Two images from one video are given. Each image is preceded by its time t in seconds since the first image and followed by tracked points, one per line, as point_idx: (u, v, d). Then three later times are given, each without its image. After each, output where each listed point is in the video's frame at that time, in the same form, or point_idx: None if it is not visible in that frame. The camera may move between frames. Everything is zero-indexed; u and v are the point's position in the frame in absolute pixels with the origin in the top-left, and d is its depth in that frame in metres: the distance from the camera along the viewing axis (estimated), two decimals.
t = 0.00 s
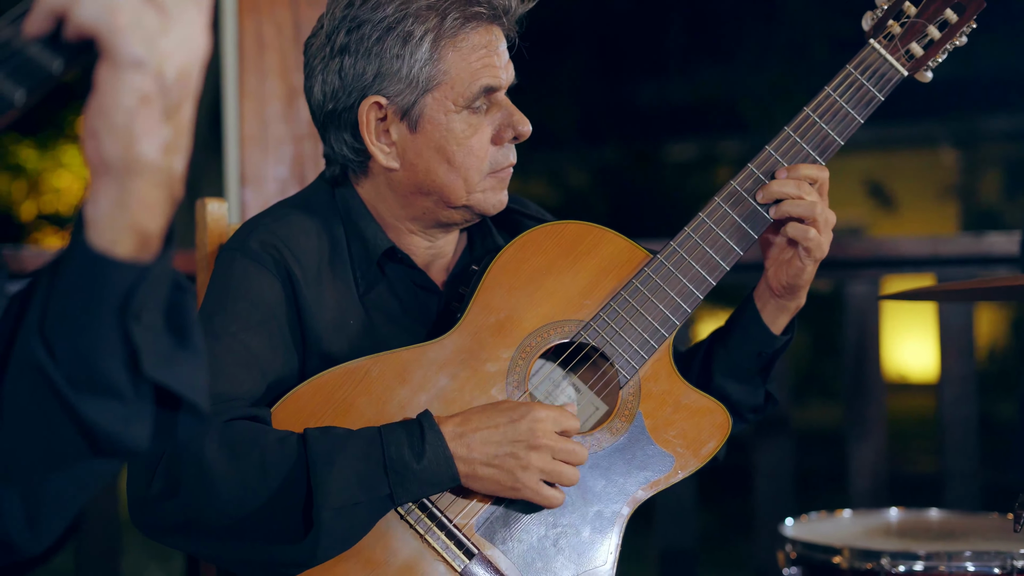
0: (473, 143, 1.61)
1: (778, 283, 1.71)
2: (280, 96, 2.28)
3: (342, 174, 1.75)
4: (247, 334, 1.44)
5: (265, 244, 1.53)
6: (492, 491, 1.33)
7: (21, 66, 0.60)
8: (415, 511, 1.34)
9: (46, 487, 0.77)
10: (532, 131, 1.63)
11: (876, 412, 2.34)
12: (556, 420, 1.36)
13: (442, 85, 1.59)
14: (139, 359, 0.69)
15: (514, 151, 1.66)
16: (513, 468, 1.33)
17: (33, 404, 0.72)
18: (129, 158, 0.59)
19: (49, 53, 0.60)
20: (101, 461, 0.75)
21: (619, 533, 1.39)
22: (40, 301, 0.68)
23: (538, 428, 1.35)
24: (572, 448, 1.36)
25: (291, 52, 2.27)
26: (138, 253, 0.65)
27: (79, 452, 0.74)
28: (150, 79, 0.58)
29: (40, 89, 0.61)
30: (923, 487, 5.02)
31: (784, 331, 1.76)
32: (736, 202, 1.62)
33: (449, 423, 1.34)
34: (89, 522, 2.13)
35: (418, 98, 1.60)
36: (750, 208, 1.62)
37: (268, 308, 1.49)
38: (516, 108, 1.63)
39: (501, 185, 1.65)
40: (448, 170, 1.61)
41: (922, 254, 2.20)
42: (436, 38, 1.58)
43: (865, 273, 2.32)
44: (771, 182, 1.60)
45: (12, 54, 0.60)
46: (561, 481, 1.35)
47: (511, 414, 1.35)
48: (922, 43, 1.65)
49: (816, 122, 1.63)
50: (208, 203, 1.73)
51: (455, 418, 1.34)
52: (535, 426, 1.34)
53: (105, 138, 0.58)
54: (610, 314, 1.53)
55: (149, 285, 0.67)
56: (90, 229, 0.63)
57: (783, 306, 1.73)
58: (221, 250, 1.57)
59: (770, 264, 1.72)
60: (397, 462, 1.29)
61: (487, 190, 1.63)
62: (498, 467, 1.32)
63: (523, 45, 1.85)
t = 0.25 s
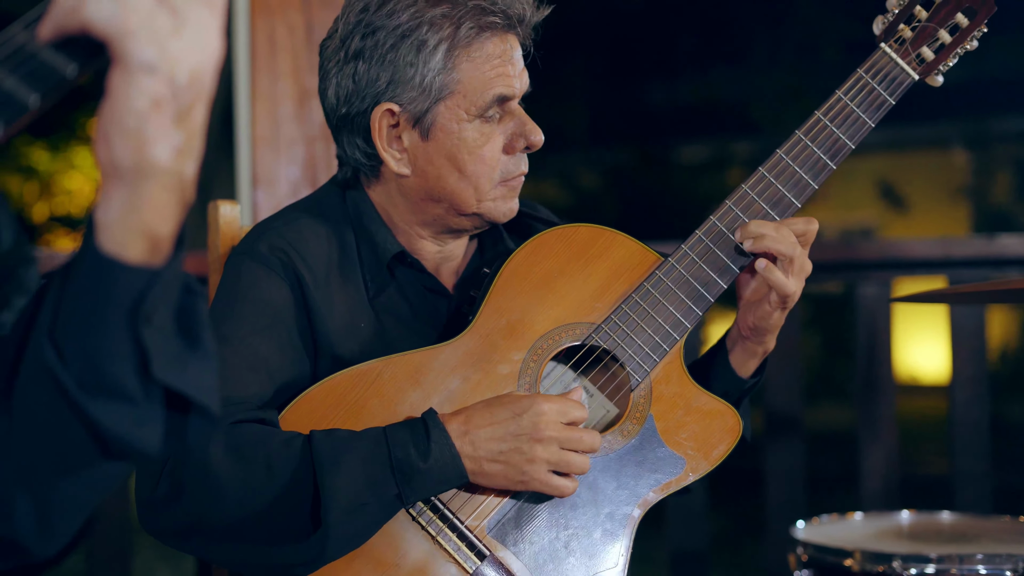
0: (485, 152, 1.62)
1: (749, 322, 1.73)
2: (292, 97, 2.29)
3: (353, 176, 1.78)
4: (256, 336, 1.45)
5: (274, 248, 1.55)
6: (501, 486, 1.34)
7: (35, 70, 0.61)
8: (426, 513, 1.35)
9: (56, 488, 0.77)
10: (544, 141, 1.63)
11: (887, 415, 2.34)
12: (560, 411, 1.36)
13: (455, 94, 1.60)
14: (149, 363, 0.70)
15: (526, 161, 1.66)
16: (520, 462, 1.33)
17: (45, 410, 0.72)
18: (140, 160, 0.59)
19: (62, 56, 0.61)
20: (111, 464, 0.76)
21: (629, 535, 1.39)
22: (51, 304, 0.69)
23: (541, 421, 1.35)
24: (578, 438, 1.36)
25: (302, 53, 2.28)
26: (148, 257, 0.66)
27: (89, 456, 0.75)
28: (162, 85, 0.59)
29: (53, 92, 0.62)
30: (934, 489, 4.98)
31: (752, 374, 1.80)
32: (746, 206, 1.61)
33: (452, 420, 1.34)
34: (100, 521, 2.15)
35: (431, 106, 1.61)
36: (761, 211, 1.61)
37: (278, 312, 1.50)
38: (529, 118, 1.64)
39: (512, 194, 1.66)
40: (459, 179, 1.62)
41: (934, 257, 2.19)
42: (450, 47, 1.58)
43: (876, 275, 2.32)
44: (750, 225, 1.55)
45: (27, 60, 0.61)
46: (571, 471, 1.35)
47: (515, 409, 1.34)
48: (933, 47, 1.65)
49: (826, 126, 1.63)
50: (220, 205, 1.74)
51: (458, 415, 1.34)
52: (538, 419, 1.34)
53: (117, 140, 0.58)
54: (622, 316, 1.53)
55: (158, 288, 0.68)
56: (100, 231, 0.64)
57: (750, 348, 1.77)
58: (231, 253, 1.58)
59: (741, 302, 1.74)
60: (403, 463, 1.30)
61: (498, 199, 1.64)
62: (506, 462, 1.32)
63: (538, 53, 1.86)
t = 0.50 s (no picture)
0: (503, 156, 1.62)
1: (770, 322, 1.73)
2: (303, 101, 2.30)
3: (367, 180, 1.78)
4: (265, 342, 1.47)
5: (284, 253, 1.56)
6: (496, 497, 1.34)
7: (48, 78, 0.62)
8: (435, 517, 1.35)
9: (68, 496, 0.78)
10: (561, 147, 1.63)
11: (897, 419, 2.33)
12: (557, 424, 1.36)
13: (474, 99, 1.61)
14: (163, 370, 0.73)
15: (541, 166, 1.66)
16: (514, 473, 1.32)
17: (57, 415, 0.74)
18: (154, 168, 0.60)
19: (74, 64, 0.62)
20: (125, 470, 0.78)
21: (638, 539, 1.39)
22: (65, 310, 0.71)
23: (537, 433, 1.34)
24: (575, 452, 1.35)
25: (313, 58, 2.30)
26: (163, 265, 0.68)
27: (101, 460, 0.77)
28: (172, 91, 0.59)
29: (66, 101, 0.62)
30: (944, 493, 4.95)
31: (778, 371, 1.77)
32: (756, 207, 1.61)
33: (448, 431, 1.34)
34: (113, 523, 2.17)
35: (450, 111, 1.61)
36: (770, 213, 1.61)
37: (287, 316, 1.52)
38: (546, 124, 1.64)
39: (526, 200, 1.66)
40: (475, 183, 1.62)
41: (944, 261, 2.18)
42: (472, 52, 1.59)
43: (886, 279, 2.31)
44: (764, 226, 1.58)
45: (42, 69, 0.62)
46: (566, 486, 1.35)
47: (510, 420, 1.34)
48: (944, 47, 1.64)
49: (837, 127, 1.63)
50: (231, 210, 1.75)
51: (454, 426, 1.35)
52: (533, 431, 1.34)
53: (127, 146, 0.59)
54: (631, 320, 1.53)
55: (172, 296, 0.70)
56: (115, 241, 0.66)
57: (774, 346, 1.75)
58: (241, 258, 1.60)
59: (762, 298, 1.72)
60: (399, 472, 1.30)
61: (512, 205, 1.64)
62: (500, 473, 1.32)
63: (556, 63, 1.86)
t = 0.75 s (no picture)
0: (499, 152, 1.63)
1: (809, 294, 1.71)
2: (308, 105, 2.31)
3: (370, 184, 1.80)
4: (267, 346, 1.49)
5: (288, 259, 1.57)
6: (497, 515, 1.34)
7: (53, 82, 0.64)
8: (436, 523, 1.36)
9: (73, 501, 0.80)
10: (558, 143, 1.64)
11: (901, 424, 2.33)
12: (560, 445, 1.35)
13: (468, 95, 1.62)
14: (167, 373, 0.74)
15: (539, 162, 1.66)
16: (516, 493, 1.33)
17: (64, 418, 0.75)
18: (159, 172, 0.62)
19: (80, 70, 0.64)
20: (128, 475, 0.79)
21: (639, 542, 1.39)
22: (71, 314, 0.72)
23: (541, 454, 1.34)
24: (577, 474, 1.35)
25: (317, 61, 2.30)
26: (167, 268, 0.70)
27: (107, 465, 0.78)
28: (176, 96, 0.61)
29: (69, 105, 0.65)
30: (947, 497, 4.93)
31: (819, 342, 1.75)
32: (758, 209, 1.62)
33: (454, 447, 1.35)
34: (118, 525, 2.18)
35: (444, 108, 1.63)
36: (773, 214, 1.62)
37: (290, 320, 1.53)
38: (542, 120, 1.64)
39: (527, 197, 1.66)
40: (472, 180, 1.63)
41: (948, 264, 2.19)
42: (464, 48, 1.61)
43: (889, 283, 2.32)
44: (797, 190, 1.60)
45: (47, 73, 0.64)
46: (567, 507, 1.34)
47: (515, 439, 1.34)
48: (947, 45, 1.63)
49: (839, 127, 1.64)
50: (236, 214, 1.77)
51: (461, 442, 1.35)
52: (537, 452, 1.34)
53: (133, 152, 0.61)
54: (632, 322, 1.54)
55: (177, 300, 0.72)
56: (121, 244, 0.68)
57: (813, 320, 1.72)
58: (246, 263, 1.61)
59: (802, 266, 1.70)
60: (402, 489, 1.31)
61: (511, 202, 1.64)
62: (503, 492, 1.32)
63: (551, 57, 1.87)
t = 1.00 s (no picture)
0: (483, 158, 1.63)
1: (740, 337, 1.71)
2: (295, 108, 2.31)
3: (354, 184, 1.80)
4: (252, 348, 1.47)
5: (274, 260, 1.56)
6: (490, 507, 1.35)
7: (36, 86, 0.64)
8: (421, 524, 1.36)
9: (58, 503, 0.79)
10: (542, 149, 1.64)
11: (886, 428, 2.34)
12: (549, 434, 1.37)
13: (453, 100, 1.62)
14: (150, 377, 0.73)
15: (523, 169, 1.67)
16: (510, 485, 1.34)
17: (46, 422, 0.75)
18: (143, 179, 0.62)
19: (64, 75, 0.64)
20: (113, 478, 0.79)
21: (623, 545, 1.40)
22: (53, 319, 0.72)
23: (531, 444, 1.36)
24: (568, 461, 1.37)
25: (304, 64, 2.30)
26: (152, 273, 0.69)
27: (90, 469, 0.77)
28: (162, 104, 0.60)
29: (53, 110, 0.64)
30: (931, 500, 4.96)
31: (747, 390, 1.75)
32: (743, 217, 1.61)
33: (443, 442, 1.35)
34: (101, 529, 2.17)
35: (430, 112, 1.63)
36: (758, 222, 1.61)
37: (276, 323, 1.52)
38: (527, 126, 1.65)
39: (510, 201, 1.66)
40: (456, 184, 1.63)
41: (934, 268, 2.20)
42: (450, 53, 1.61)
43: (875, 286, 2.33)
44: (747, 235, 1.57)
45: (25, 75, 0.63)
46: (558, 495, 1.37)
47: (506, 431, 1.36)
48: (930, 60, 1.66)
49: (824, 138, 1.64)
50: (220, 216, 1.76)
51: (450, 436, 1.36)
52: (529, 442, 1.35)
53: (118, 159, 0.61)
54: (617, 327, 1.54)
55: (161, 304, 0.71)
56: (105, 247, 0.67)
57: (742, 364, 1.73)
58: (230, 263, 1.60)
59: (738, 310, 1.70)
60: (391, 482, 1.31)
61: (495, 206, 1.64)
62: (496, 484, 1.33)
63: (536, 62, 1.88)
